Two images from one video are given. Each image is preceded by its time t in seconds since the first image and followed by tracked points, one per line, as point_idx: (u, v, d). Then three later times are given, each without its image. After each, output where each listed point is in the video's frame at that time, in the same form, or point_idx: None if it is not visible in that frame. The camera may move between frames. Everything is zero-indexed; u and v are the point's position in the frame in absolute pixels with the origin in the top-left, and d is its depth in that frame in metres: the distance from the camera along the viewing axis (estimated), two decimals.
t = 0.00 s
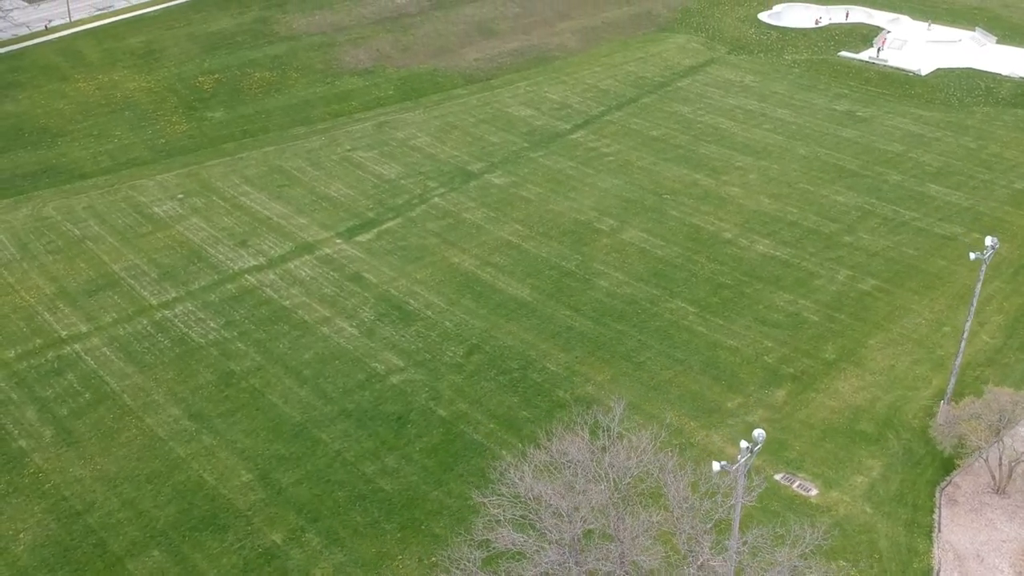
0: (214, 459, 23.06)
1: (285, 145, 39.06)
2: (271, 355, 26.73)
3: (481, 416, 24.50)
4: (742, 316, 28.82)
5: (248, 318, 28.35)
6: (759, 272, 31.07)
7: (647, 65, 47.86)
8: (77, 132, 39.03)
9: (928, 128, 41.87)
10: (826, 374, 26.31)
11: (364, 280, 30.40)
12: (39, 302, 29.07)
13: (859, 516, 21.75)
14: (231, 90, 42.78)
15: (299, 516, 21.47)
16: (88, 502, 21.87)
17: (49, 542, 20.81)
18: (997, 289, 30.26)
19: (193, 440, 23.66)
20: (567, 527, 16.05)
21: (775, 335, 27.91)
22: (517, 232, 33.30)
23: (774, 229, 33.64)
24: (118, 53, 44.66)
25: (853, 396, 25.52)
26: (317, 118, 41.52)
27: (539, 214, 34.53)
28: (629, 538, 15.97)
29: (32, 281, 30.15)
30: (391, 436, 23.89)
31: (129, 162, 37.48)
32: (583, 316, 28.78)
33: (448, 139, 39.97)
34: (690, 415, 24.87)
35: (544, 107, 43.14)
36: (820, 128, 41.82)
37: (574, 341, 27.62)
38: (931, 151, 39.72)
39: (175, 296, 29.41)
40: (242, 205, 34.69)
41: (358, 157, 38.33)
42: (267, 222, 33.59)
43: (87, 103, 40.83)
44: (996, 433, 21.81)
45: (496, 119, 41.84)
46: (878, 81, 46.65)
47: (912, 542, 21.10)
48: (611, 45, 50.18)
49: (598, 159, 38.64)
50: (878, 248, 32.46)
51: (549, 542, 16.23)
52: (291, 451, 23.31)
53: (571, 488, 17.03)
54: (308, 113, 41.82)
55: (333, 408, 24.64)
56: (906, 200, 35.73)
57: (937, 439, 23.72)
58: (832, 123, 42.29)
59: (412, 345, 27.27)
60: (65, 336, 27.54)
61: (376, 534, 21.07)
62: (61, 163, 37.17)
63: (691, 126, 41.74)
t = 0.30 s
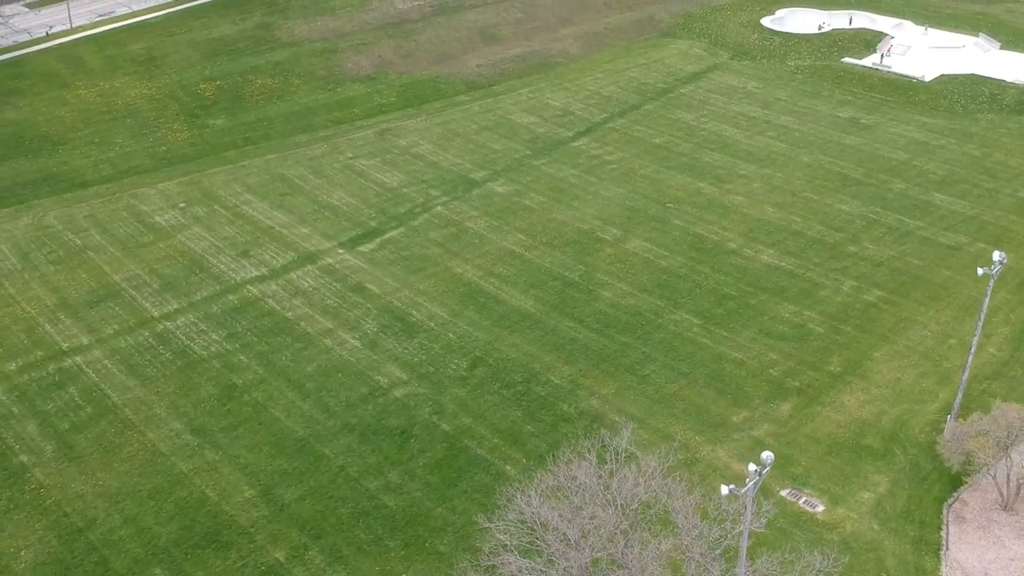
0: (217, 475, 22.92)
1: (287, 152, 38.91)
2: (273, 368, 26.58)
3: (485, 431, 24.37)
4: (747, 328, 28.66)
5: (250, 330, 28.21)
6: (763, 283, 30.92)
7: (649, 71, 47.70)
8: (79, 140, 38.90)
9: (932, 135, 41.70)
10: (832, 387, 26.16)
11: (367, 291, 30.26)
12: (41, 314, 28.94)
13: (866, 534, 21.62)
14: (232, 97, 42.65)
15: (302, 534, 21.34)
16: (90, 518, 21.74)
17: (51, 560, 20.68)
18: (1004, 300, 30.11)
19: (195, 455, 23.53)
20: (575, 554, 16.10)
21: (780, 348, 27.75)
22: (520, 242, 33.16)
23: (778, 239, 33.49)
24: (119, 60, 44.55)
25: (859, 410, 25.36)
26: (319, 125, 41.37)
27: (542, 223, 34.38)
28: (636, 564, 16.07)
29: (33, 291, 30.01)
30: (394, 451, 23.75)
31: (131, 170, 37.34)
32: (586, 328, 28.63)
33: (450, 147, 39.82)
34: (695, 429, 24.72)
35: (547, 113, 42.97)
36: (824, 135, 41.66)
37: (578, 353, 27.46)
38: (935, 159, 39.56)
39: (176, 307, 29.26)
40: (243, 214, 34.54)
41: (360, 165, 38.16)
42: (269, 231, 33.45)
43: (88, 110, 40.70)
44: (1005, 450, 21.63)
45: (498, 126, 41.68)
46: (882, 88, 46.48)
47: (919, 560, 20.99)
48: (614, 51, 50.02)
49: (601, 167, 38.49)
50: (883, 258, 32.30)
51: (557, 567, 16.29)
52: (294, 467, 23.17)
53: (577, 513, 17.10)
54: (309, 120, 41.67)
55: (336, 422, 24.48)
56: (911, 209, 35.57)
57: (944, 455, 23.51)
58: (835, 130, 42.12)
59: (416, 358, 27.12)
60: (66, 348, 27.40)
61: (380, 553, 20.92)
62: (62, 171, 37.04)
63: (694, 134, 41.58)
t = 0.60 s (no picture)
0: (219, 491, 22.78)
1: (289, 161, 38.76)
2: (275, 382, 26.42)
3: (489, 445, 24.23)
4: (752, 340, 28.50)
5: (252, 343, 28.05)
6: (768, 294, 30.75)
7: (652, 77, 47.53)
8: (80, 148, 38.77)
9: (936, 143, 41.54)
10: (838, 401, 26.00)
11: (369, 303, 30.10)
12: (42, 325, 28.81)
13: (873, 551, 21.49)
14: (234, 104, 42.51)
15: (305, 551, 21.21)
16: (92, 535, 21.60)
17: None
18: (1010, 311, 29.97)
19: (197, 471, 23.38)
20: None
21: (785, 360, 27.60)
22: (524, 252, 32.99)
23: (783, 249, 33.33)
24: (120, 67, 44.42)
25: (865, 424, 25.21)
26: (321, 132, 41.21)
27: (545, 233, 34.23)
28: None
29: (35, 302, 29.88)
30: (398, 466, 23.60)
31: (132, 179, 37.20)
32: (590, 340, 28.48)
33: (452, 155, 39.66)
34: (701, 444, 24.57)
35: (550, 120, 42.81)
36: (827, 143, 41.50)
37: (582, 366, 27.29)
38: (939, 167, 39.40)
39: (178, 319, 29.11)
40: (245, 223, 34.38)
41: (363, 173, 38.01)
42: (271, 241, 33.30)
43: (89, 118, 40.58)
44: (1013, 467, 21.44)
45: (501, 133, 41.52)
46: (886, 94, 46.32)
47: None
48: (616, 57, 49.86)
49: (604, 176, 38.32)
50: (888, 268, 32.15)
51: None
52: (297, 483, 23.03)
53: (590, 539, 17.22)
54: (311, 127, 41.52)
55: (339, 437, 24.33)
56: (915, 218, 35.40)
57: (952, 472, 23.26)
58: (839, 138, 41.96)
59: (419, 371, 26.96)
60: (67, 361, 27.26)
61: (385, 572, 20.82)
62: (63, 180, 36.91)
63: (697, 141, 41.42)
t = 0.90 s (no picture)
0: (222, 507, 22.64)
1: (290, 169, 38.61)
2: (278, 395, 26.27)
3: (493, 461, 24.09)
4: (757, 352, 28.34)
5: (254, 355, 27.90)
6: (772, 305, 30.59)
7: (655, 84, 47.37)
8: (81, 156, 38.63)
9: (940, 150, 41.38)
10: (844, 415, 25.85)
11: (372, 314, 29.94)
12: (43, 337, 28.66)
13: (880, 568, 21.36)
14: (236, 112, 42.37)
15: (309, 569, 21.08)
16: (94, 552, 21.46)
17: None
18: (1016, 323, 29.81)
19: (200, 486, 23.24)
20: None
21: (791, 373, 27.44)
22: (527, 262, 32.84)
23: (787, 259, 33.17)
24: (122, 74, 44.30)
25: (871, 438, 25.06)
26: (323, 140, 41.06)
27: (548, 242, 34.08)
28: None
29: (36, 314, 29.73)
30: (402, 482, 23.45)
31: (133, 187, 37.05)
32: (594, 352, 28.33)
33: (455, 163, 39.51)
34: (707, 458, 24.42)
35: (552, 128, 42.65)
36: (831, 150, 41.34)
37: (586, 379, 27.14)
38: (944, 175, 39.24)
39: (180, 331, 28.95)
40: (247, 232, 34.22)
41: (364, 182, 37.85)
42: (273, 251, 33.15)
43: (91, 126, 40.44)
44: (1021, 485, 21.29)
45: (504, 141, 41.36)
46: (890, 101, 46.16)
47: None
48: (618, 63, 49.70)
49: (608, 184, 38.16)
50: (894, 279, 31.99)
51: None
52: (300, 499, 22.89)
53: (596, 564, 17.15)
54: (313, 135, 41.37)
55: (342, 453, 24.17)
56: (920, 227, 35.25)
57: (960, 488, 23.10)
58: (843, 145, 41.80)
59: (423, 384, 26.81)
60: (68, 373, 27.11)
61: None
62: (64, 188, 36.76)
63: (701, 149, 41.26)
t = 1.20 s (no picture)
0: (224, 523, 22.49)
1: (292, 177, 38.45)
2: (280, 409, 26.11)
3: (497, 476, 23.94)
4: (761, 365, 28.18)
5: (256, 368, 27.74)
6: (777, 316, 30.44)
7: (657, 90, 47.21)
8: (82, 164, 38.48)
9: (944, 158, 41.23)
10: (850, 429, 25.70)
11: (375, 325, 29.79)
12: (44, 350, 28.51)
13: None
14: (237, 119, 42.23)
15: None
16: (95, 570, 21.32)
17: None
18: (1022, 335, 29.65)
19: (202, 502, 23.09)
20: None
21: (796, 386, 27.28)
22: (530, 272, 32.68)
23: (791, 269, 33.02)
24: (123, 81, 44.16)
25: (877, 452, 24.91)
26: (324, 148, 40.91)
27: (551, 252, 33.92)
28: None
29: (36, 326, 29.58)
30: (405, 498, 23.30)
31: (134, 196, 36.90)
32: (598, 364, 28.18)
33: (457, 171, 39.35)
34: (712, 473, 24.28)
35: (555, 135, 42.48)
36: (835, 158, 41.19)
37: (590, 392, 26.98)
38: (948, 183, 39.08)
39: (182, 342, 28.80)
40: (249, 242, 34.07)
41: (366, 190, 37.69)
42: (275, 261, 33.00)
43: (91, 133, 40.30)
44: None
45: (506, 149, 41.20)
46: (893, 108, 46.01)
47: None
48: (621, 69, 49.53)
49: (611, 192, 37.99)
50: (898, 289, 31.84)
51: None
52: (303, 515, 22.74)
53: None
54: (314, 143, 41.21)
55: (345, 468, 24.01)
56: (925, 237, 35.10)
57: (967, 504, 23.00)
58: (847, 153, 41.65)
59: (426, 397, 26.65)
60: (70, 386, 26.96)
61: None
62: (65, 197, 36.61)
63: (704, 156, 41.10)
